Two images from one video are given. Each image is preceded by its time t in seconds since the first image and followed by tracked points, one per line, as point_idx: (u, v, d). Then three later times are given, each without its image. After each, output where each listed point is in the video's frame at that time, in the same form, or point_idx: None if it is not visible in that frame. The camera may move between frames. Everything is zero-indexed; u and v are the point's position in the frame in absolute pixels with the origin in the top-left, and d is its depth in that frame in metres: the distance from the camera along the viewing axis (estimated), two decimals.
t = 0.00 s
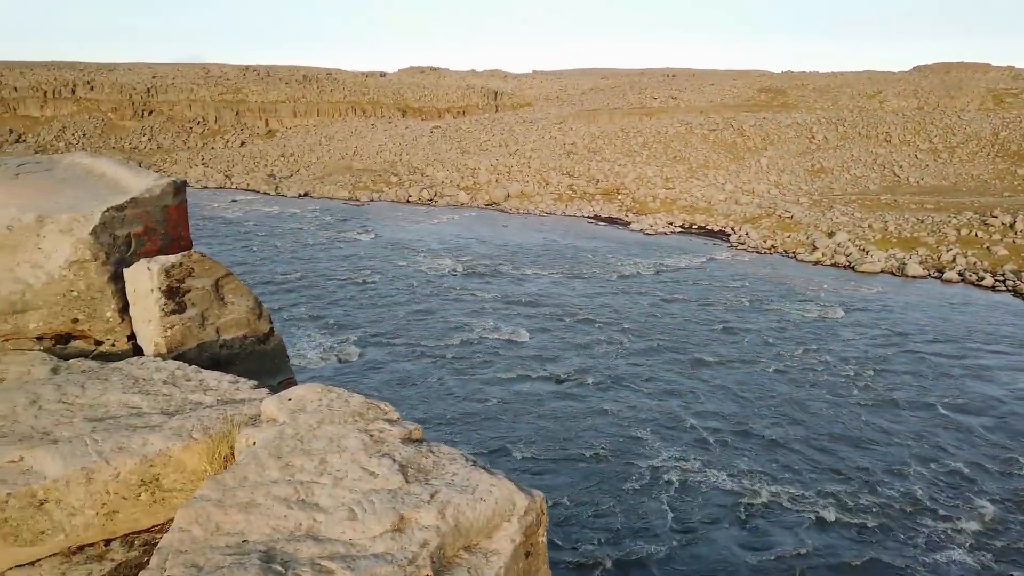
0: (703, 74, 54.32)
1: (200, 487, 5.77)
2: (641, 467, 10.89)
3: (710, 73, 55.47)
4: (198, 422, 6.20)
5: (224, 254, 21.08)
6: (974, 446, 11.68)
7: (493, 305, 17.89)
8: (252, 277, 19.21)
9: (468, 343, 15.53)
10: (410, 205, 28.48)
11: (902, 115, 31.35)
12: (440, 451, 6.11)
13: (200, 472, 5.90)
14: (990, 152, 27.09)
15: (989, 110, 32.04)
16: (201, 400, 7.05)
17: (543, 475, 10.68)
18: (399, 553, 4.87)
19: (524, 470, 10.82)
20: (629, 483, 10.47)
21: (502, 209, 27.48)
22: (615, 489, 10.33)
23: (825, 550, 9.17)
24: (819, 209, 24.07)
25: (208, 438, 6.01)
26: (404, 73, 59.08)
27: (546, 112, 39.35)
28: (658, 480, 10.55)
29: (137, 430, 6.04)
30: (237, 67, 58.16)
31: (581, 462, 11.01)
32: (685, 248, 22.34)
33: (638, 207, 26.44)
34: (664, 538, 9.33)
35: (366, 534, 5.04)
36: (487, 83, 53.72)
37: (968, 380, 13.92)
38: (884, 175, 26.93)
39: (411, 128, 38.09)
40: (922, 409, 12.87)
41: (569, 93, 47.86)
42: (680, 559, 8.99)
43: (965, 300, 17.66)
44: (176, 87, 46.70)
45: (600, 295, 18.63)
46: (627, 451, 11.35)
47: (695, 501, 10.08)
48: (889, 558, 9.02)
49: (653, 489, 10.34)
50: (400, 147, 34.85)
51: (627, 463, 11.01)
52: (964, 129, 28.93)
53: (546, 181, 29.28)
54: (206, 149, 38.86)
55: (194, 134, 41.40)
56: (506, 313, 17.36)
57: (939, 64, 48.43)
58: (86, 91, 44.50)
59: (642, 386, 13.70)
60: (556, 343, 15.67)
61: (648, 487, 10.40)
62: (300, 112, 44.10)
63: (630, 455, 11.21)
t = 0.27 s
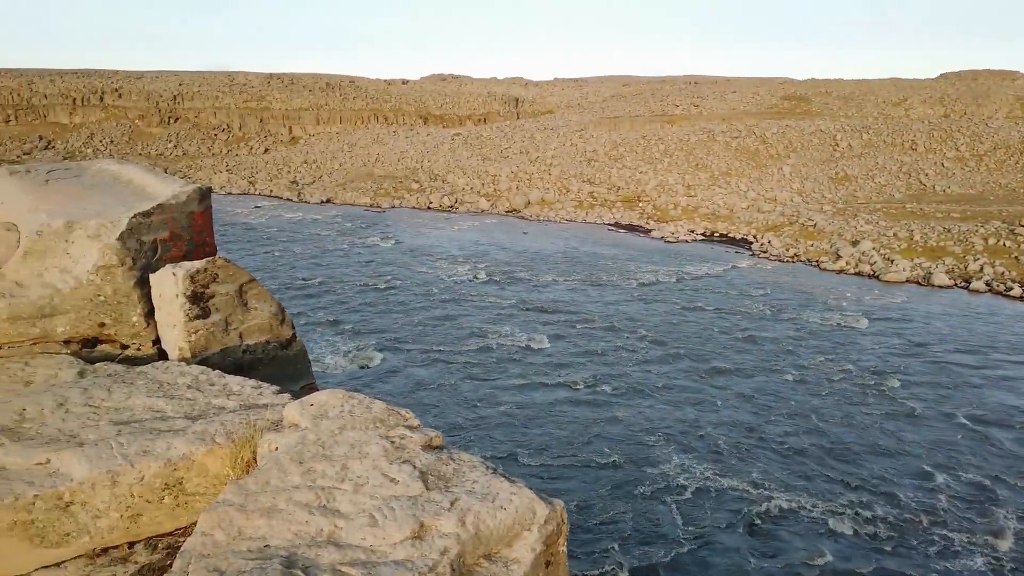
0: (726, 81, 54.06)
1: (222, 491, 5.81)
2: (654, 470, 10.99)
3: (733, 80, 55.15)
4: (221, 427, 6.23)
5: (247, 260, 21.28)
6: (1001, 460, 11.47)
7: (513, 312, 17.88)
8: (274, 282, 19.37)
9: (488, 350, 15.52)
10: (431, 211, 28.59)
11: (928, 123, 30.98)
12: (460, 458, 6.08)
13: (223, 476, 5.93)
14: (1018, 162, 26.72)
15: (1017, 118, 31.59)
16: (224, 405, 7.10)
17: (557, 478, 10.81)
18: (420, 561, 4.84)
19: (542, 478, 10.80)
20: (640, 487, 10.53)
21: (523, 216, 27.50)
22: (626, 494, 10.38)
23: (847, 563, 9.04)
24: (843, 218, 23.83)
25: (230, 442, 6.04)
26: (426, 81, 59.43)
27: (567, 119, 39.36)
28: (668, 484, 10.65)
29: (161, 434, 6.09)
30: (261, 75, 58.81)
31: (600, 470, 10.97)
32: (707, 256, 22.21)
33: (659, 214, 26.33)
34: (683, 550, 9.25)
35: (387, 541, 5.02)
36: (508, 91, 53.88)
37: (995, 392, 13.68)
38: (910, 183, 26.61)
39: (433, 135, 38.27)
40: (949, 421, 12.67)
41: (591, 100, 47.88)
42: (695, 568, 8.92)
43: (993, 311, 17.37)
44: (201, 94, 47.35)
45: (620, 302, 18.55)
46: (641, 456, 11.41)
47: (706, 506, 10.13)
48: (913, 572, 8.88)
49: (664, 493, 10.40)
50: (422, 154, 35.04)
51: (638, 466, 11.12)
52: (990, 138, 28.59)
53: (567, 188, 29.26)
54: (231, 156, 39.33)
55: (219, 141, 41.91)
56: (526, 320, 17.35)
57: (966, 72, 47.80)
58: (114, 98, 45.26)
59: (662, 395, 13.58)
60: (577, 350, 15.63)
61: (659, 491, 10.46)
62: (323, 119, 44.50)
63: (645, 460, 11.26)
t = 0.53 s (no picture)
0: (750, 88, 53.73)
1: (246, 496, 5.83)
2: (668, 476, 10.98)
3: (757, 88, 54.84)
4: (245, 431, 6.26)
5: (270, 265, 21.49)
6: None
7: (534, 318, 17.86)
8: (297, 288, 19.54)
9: (508, 357, 15.51)
10: (452, 218, 28.68)
11: (956, 131, 30.57)
12: (482, 466, 6.05)
13: (246, 480, 5.96)
14: None
15: None
16: (248, 409, 7.15)
17: (566, 481, 10.86)
18: (441, 569, 4.82)
19: (564, 485, 10.75)
20: (653, 492, 10.55)
21: (544, 223, 27.50)
22: (640, 499, 10.38)
23: None
24: (869, 226, 23.55)
25: (254, 447, 6.07)
26: (449, 88, 59.72)
27: (590, 127, 39.32)
28: (682, 489, 10.66)
29: (186, 437, 6.14)
30: (286, 82, 59.46)
31: (620, 479, 10.89)
32: (730, 264, 22.05)
33: (681, 222, 26.21)
34: (703, 559, 9.17)
35: (409, 548, 5.01)
36: (530, 98, 53.98)
37: None
38: (937, 192, 26.26)
39: (455, 142, 38.42)
40: (977, 433, 12.44)
41: (613, 108, 47.81)
42: None
43: None
44: (227, 101, 47.95)
45: (641, 310, 18.47)
46: (655, 464, 11.41)
47: (724, 514, 10.08)
48: None
49: (677, 498, 10.41)
50: (444, 161, 35.18)
51: (650, 471, 11.20)
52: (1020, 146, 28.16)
53: (588, 195, 29.23)
54: (255, 162, 39.75)
55: (243, 147, 42.38)
56: (546, 327, 17.32)
57: (996, 79, 47.12)
58: (142, 105, 45.98)
59: (684, 403, 13.48)
60: (597, 357, 15.57)
61: (676, 499, 10.41)
62: (346, 126, 44.87)
63: (661, 467, 11.22)
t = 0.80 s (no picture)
0: (781, 97, 53.29)
1: (276, 501, 5.88)
2: (695, 489, 10.87)
3: (787, 97, 54.38)
4: (275, 437, 6.28)
5: (299, 272, 21.73)
6: None
7: (560, 327, 17.84)
8: (325, 294, 19.73)
9: (534, 365, 15.50)
10: (479, 226, 28.78)
11: (992, 141, 30.05)
12: (510, 475, 6.00)
13: (276, 485, 6.01)
14: None
15: None
16: (278, 415, 7.21)
17: (589, 489, 10.85)
18: None
19: (590, 495, 10.69)
20: (679, 504, 10.46)
21: (571, 231, 27.48)
22: (665, 511, 10.30)
23: None
24: (902, 237, 23.19)
25: (284, 452, 6.11)
26: (477, 96, 60.01)
27: (618, 135, 39.26)
28: (708, 502, 10.55)
29: (217, 442, 6.19)
30: (317, 91, 60.23)
31: (647, 490, 10.79)
32: (759, 274, 21.83)
33: (709, 231, 26.03)
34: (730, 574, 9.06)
35: (436, 556, 5.00)
36: (558, 107, 54.10)
37: None
38: (973, 202, 25.79)
39: (482, 150, 38.58)
40: (1014, 450, 12.15)
41: (640, 116, 47.73)
42: None
43: None
44: (258, 109, 48.67)
45: (668, 320, 18.35)
46: (680, 472, 11.33)
47: (750, 528, 9.96)
48: None
49: (703, 511, 10.31)
50: (471, 169, 35.35)
51: (673, 479, 11.16)
52: None
53: (615, 204, 29.16)
54: (285, 170, 40.27)
55: (273, 155, 42.97)
56: (573, 336, 17.28)
57: None
58: (175, 114, 46.82)
59: (712, 414, 13.36)
60: (624, 367, 15.50)
61: (702, 511, 10.31)
62: (374, 134, 45.30)
63: (687, 479, 11.11)
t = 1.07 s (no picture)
0: (816, 106, 52.70)
1: (309, 507, 5.95)
2: (725, 500, 10.72)
3: (822, 107, 53.76)
4: (309, 443, 6.34)
5: (331, 279, 21.98)
6: None
7: (590, 337, 17.78)
8: (357, 302, 19.92)
9: (563, 375, 15.46)
10: (509, 235, 28.85)
11: None
12: (541, 486, 5.98)
13: (309, 492, 6.07)
14: None
15: None
16: (311, 422, 7.29)
17: (618, 499, 10.77)
18: None
19: (618, 505, 10.60)
20: (709, 516, 10.31)
21: (601, 241, 27.43)
22: (696, 523, 10.17)
23: None
24: (940, 248, 22.74)
25: (317, 459, 6.16)
26: (508, 106, 60.30)
27: (649, 145, 39.14)
28: (739, 514, 10.39)
29: (252, 448, 6.28)
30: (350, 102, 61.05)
31: (678, 502, 10.66)
32: (792, 285, 21.56)
33: (742, 241, 25.80)
34: None
35: (468, 566, 4.98)
36: (589, 116, 54.15)
37: None
38: (1015, 213, 25.21)
39: (512, 160, 38.73)
40: None
41: (672, 125, 47.54)
42: None
43: None
44: (292, 119, 49.45)
45: (699, 330, 18.19)
46: (710, 484, 11.18)
47: (783, 542, 9.78)
48: None
49: (734, 523, 10.16)
50: (501, 178, 35.49)
51: (704, 490, 11.02)
52: None
53: (646, 214, 29.04)
54: (318, 179, 40.82)
55: (307, 164, 43.59)
56: (603, 345, 17.20)
57: None
58: (212, 124, 47.80)
59: (744, 426, 13.18)
60: (654, 377, 15.38)
61: (733, 523, 10.16)
62: (406, 144, 45.75)
63: (718, 491, 10.97)
